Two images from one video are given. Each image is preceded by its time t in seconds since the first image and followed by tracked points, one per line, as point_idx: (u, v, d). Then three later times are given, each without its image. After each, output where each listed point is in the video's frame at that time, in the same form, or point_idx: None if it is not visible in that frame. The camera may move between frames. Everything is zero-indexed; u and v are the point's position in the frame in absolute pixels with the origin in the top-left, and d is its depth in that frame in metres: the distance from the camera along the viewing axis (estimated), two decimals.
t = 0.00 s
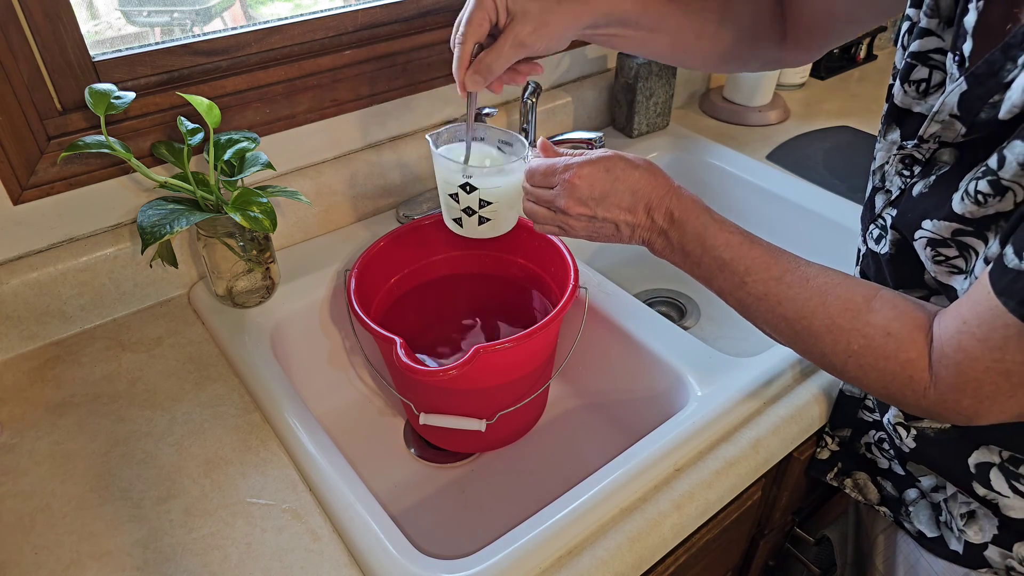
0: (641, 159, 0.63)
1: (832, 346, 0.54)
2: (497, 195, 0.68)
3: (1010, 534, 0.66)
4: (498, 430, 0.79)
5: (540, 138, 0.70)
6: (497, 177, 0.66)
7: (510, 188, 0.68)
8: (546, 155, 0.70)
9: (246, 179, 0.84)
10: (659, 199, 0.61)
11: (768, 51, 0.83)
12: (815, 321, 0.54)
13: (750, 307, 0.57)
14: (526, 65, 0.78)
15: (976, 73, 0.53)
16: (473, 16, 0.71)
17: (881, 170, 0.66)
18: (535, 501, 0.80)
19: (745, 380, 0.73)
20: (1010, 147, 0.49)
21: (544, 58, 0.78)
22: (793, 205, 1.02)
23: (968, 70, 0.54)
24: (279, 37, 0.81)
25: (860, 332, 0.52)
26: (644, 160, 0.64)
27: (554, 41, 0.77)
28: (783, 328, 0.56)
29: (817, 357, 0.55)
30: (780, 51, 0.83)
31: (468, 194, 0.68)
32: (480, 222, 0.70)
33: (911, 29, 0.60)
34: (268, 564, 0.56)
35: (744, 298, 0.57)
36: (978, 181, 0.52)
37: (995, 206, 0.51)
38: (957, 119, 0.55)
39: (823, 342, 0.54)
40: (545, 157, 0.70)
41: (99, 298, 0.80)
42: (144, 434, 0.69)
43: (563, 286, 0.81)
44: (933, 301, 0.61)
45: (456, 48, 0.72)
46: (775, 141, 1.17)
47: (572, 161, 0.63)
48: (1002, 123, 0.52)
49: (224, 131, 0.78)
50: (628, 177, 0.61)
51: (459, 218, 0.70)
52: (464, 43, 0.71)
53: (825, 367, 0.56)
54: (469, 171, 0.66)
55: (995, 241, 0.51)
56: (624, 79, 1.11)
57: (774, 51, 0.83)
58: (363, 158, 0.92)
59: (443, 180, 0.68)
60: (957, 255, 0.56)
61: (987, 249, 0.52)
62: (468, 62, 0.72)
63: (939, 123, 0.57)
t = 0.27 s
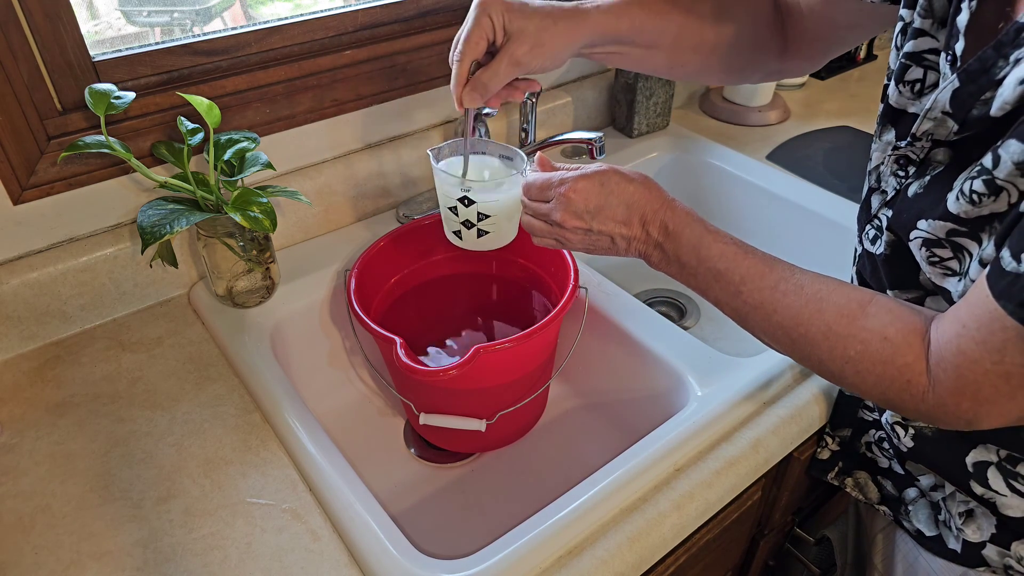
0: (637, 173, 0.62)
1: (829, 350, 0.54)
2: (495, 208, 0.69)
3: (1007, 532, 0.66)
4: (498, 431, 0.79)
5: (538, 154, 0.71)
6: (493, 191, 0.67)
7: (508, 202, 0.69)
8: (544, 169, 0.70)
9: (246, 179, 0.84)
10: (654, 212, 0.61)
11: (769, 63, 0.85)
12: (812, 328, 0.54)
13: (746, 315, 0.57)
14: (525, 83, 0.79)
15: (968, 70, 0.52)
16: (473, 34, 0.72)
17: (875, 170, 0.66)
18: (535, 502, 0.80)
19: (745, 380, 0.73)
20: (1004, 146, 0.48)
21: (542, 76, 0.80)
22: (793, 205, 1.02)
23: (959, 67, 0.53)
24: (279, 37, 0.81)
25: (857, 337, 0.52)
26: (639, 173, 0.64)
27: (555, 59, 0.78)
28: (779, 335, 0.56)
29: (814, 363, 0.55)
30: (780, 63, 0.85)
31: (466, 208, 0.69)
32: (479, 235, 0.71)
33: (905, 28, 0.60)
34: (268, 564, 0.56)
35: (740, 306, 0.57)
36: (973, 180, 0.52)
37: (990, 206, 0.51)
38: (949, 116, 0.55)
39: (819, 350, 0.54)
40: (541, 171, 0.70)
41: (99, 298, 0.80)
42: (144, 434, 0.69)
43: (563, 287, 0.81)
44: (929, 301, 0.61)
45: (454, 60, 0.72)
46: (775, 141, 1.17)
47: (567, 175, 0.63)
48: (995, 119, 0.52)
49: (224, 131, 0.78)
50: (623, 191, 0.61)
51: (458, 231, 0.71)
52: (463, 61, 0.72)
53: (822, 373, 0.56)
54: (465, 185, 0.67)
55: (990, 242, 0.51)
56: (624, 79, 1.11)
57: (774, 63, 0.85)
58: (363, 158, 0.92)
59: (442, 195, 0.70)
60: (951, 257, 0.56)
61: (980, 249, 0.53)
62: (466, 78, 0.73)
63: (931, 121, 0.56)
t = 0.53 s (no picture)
0: (631, 184, 0.63)
1: (824, 356, 0.54)
2: (489, 215, 0.69)
3: (1006, 533, 0.66)
4: (498, 431, 0.79)
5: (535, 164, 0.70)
6: (487, 198, 0.68)
7: (502, 210, 0.69)
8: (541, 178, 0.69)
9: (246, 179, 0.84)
10: (648, 224, 0.61)
11: (769, 67, 0.85)
12: (806, 334, 0.54)
13: (741, 324, 0.57)
14: (522, 90, 0.81)
15: (965, 71, 0.52)
16: (468, 42, 0.73)
17: (874, 172, 0.65)
18: (535, 502, 0.80)
19: (745, 380, 0.73)
20: (1001, 150, 0.49)
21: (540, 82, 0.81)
22: (792, 205, 1.02)
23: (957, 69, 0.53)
24: (278, 37, 0.81)
25: (851, 343, 0.52)
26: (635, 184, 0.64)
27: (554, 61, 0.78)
28: (773, 344, 0.56)
29: (809, 371, 0.55)
30: (779, 65, 0.84)
31: (461, 214, 0.70)
32: (474, 240, 0.72)
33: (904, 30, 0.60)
34: (268, 564, 0.56)
35: (734, 317, 0.57)
36: (971, 182, 0.52)
37: (986, 209, 0.51)
38: (947, 117, 0.55)
39: (814, 356, 0.54)
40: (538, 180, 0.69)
41: (99, 298, 0.80)
42: (144, 434, 0.69)
43: (563, 287, 0.81)
44: (927, 303, 0.61)
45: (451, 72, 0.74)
46: (775, 141, 1.17)
47: (562, 185, 0.63)
48: (992, 122, 0.52)
49: (224, 131, 0.78)
50: (617, 201, 0.62)
51: (454, 236, 0.72)
52: (460, 69, 0.73)
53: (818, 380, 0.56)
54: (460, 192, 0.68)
55: (986, 244, 0.52)
56: (624, 79, 1.11)
57: (772, 66, 0.84)
58: (363, 158, 0.92)
59: (439, 200, 0.71)
60: (947, 259, 0.56)
61: (977, 252, 0.53)
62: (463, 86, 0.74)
63: (928, 122, 0.56)
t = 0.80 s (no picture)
0: (631, 185, 0.63)
1: (821, 358, 0.54)
2: (488, 212, 0.69)
3: (1006, 534, 0.66)
4: (498, 431, 0.79)
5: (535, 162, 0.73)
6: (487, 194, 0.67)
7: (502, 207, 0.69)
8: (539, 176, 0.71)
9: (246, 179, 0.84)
10: (647, 224, 0.61)
11: (769, 67, 0.85)
12: (803, 335, 0.54)
13: (739, 324, 0.57)
14: (528, 84, 0.80)
15: (965, 73, 0.53)
16: (471, 39, 0.73)
17: (873, 173, 0.65)
18: (535, 501, 0.80)
19: (745, 380, 0.73)
20: (999, 151, 0.49)
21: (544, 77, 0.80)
22: (792, 205, 1.02)
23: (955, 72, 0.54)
24: (278, 37, 0.81)
25: (848, 344, 0.52)
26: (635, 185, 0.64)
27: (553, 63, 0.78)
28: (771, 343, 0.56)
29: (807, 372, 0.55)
30: (780, 65, 0.84)
31: (460, 210, 0.69)
32: (472, 237, 0.72)
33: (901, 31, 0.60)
34: (267, 564, 0.56)
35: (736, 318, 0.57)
36: (968, 184, 0.52)
37: (985, 210, 0.51)
38: (945, 120, 0.55)
39: (812, 357, 0.54)
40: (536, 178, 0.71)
41: (99, 298, 0.80)
42: (144, 434, 0.69)
43: (563, 286, 0.80)
44: (926, 304, 0.61)
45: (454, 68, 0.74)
46: (775, 141, 1.17)
47: (562, 184, 0.64)
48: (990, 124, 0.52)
49: (224, 131, 0.78)
50: (616, 202, 0.62)
51: (453, 232, 0.72)
52: (463, 66, 0.73)
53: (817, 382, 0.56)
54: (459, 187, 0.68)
55: (984, 246, 0.52)
56: (624, 79, 1.11)
57: (774, 66, 0.84)
58: (363, 158, 0.92)
59: (439, 196, 0.71)
60: (945, 261, 0.56)
61: (976, 253, 0.53)
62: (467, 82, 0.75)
63: (927, 125, 0.57)
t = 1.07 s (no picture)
0: (631, 187, 0.63)
1: (821, 361, 0.54)
2: (488, 216, 0.70)
3: (1008, 535, 0.66)
4: (498, 431, 0.79)
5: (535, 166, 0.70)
6: (486, 199, 0.68)
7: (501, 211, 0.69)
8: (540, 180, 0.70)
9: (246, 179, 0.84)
10: (646, 227, 0.61)
11: (766, 69, 0.85)
12: (803, 339, 0.54)
13: (739, 327, 0.57)
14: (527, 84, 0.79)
15: (962, 80, 0.53)
16: (470, 44, 0.74)
17: (872, 177, 0.65)
18: (535, 502, 0.80)
19: (745, 380, 0.73)
20: (996, 158, 0.49)
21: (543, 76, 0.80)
22: (792, 205, 1.02)
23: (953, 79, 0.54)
24: (278, 37, 0.81)
25: (847, 348, 0.52)
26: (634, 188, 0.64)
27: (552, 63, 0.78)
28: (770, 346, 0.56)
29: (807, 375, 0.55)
30: (778, 68, 0.85)
31: (460, 214, 0.70)
32: (473, 241, 0.72)
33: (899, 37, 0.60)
34: (267, 564, 0.56)
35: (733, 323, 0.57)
36: (967, 190, 0.52)
37: (983, 216, 0.51)
38: (943, 126, 0.55)
39: (811, 361, 0.54)
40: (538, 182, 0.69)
41: (99, 298, 0.80)
42: (144, 434, 0.69)
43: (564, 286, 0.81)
44: (926, 307, 0.61)
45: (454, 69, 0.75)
46: (775, 141, 1.17)
47: (563, 187, 0.63)
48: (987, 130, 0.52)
49: (224, 131, 0.78)
50: (615, 204, 0.61)
51: (453, 236, 0.73)
52: (463, 69, 0.74)
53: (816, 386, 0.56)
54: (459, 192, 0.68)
55: (983, 252, 0.52)
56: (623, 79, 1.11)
57: (772, 69, 0.85)
58: (362, 158, 0.92)
59: (439, 200, 0.71)
60: (944, 266, 0.56)
61: (975, 258, 0.53)
62: (467, 84, 0.75)
63: (925, 131, 0.56)
